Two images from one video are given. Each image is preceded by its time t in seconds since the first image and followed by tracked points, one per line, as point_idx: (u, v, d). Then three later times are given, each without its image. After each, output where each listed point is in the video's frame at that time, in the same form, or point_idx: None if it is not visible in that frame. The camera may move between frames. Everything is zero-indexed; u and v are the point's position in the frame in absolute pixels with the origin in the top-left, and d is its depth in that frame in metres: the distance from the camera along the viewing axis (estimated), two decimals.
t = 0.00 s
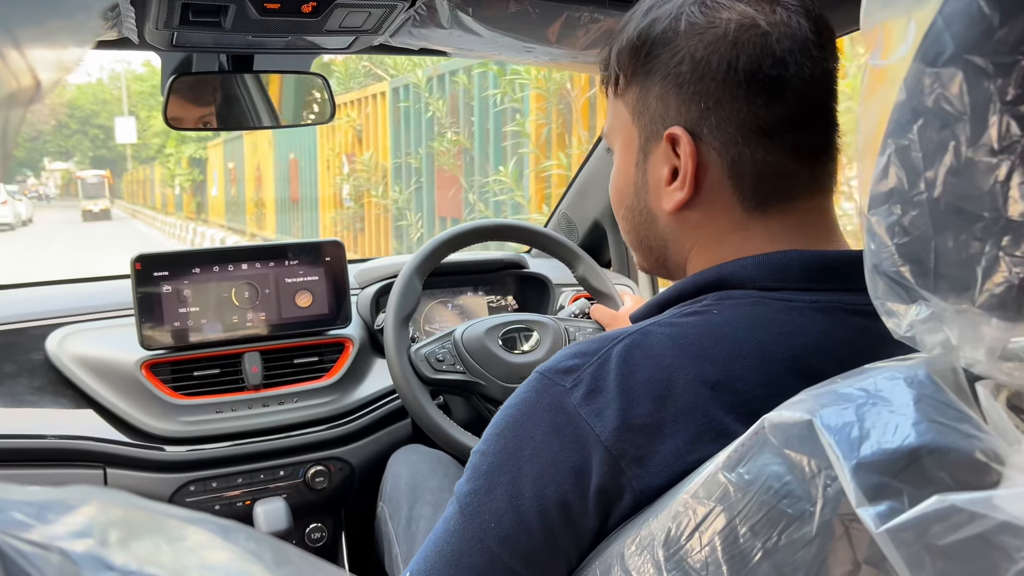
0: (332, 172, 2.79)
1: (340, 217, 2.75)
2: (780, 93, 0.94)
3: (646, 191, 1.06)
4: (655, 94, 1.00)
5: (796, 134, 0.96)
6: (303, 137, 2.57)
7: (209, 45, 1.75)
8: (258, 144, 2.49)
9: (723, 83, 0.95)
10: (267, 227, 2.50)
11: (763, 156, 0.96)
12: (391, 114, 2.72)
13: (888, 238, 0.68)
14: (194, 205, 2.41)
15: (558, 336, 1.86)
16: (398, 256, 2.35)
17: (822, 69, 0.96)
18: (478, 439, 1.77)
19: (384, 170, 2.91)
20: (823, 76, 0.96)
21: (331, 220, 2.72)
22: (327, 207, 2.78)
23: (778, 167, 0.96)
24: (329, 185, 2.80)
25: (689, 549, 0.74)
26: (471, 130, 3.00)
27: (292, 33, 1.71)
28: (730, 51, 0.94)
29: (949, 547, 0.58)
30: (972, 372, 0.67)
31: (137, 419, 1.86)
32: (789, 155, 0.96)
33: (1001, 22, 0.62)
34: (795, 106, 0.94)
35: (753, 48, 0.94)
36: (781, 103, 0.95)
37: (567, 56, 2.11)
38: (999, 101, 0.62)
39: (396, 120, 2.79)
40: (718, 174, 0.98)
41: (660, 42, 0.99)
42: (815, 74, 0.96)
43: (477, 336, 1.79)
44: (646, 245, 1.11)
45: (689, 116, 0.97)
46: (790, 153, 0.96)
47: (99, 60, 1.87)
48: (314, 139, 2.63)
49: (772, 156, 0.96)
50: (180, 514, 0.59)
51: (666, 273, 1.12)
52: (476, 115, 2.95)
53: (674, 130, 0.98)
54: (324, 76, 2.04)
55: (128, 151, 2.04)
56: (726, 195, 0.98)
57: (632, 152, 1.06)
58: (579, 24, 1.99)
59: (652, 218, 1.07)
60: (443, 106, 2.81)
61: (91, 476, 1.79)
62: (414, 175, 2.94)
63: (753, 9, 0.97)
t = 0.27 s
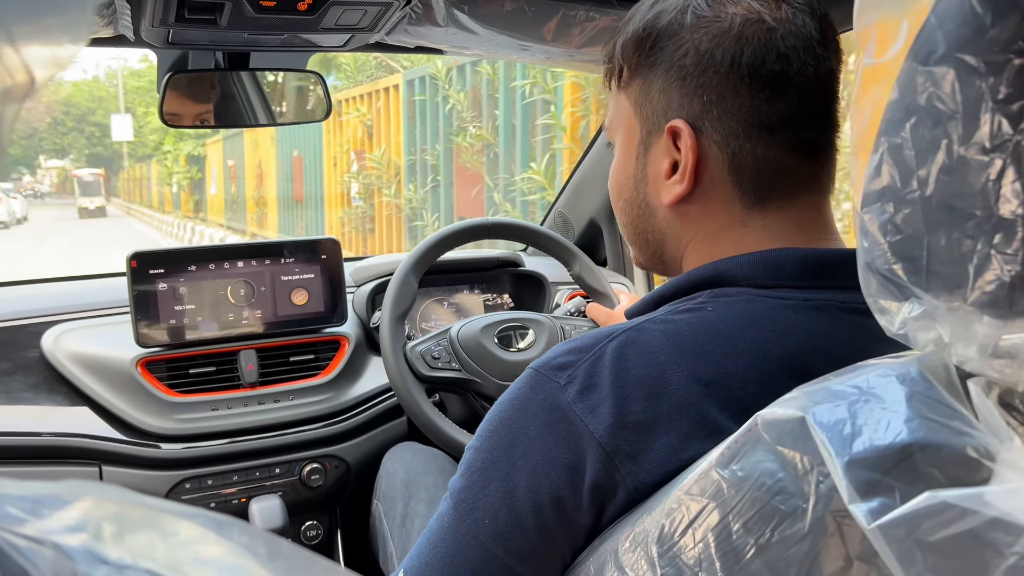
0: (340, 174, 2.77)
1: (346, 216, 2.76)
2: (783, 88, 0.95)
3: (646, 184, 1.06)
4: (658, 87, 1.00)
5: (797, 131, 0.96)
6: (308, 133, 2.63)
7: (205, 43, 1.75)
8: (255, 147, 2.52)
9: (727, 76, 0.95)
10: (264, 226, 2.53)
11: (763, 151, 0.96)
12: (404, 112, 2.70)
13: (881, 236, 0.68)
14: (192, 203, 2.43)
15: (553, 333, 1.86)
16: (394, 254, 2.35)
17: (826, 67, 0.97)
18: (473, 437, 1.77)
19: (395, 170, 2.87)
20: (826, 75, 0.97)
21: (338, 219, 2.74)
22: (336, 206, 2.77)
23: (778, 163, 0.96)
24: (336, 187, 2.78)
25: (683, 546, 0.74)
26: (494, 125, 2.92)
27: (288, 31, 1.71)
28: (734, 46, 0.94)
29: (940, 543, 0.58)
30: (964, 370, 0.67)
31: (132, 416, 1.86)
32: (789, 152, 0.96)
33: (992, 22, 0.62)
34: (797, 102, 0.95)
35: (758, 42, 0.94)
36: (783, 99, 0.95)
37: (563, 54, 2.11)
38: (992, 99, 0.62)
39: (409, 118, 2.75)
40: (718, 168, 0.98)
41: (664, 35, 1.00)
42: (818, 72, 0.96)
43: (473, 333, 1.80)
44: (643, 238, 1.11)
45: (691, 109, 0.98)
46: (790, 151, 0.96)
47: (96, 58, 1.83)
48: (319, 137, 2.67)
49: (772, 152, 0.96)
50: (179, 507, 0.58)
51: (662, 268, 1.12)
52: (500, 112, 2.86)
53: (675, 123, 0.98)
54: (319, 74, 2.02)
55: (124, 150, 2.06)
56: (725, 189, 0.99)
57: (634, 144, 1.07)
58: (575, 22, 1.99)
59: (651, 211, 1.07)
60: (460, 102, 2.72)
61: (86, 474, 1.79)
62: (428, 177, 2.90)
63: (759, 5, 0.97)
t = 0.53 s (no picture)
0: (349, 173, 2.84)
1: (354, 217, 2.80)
2: (762, 90, 0.94)
3: (638, 190, 1.08)
4: (642, 94, 1.01)
5: (779, 133, 0.95)
6: (314, 132, 2.71)
7: (205, 43, 1.74)
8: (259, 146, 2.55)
9: (703, 83, 0.95)
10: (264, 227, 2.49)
11: (745, 155, 0.96)
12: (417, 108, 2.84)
13: (882, 239, 0.69)
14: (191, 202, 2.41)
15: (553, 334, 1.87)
16: (393, 254, 2.35)
17: (808, 66, 0.95)
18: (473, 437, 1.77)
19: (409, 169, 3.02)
20: (809, 73, 0.95)
21: (347, 219, 2.77)
22: (343, 204, 2.84)
23: (761, 166, 0.96)
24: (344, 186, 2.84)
25: (684, 547, 0.74)
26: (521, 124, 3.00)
27: (288, 31, 1.71)
28: (709, 51, 0.95)
29: (941, 545, 0.59)
30: (965, 371, 0.68)
31: (130, 415, 1.86)
32: (772, 155, 0.96)
33: (994, 25, 0.63)
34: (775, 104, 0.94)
35: (732, 47, 0.94)
36: (762, 101, 0.95)
37: (563, 55, 2.11)
38: (993, 102, 0.63)
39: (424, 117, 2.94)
40: (702, 173, 0.99)
41: (644, 42, 1.00)
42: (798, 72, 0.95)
43: (472, 334, 1.80)
44: (640, 243, 1.12)
45: (672, 117, 0.99)
46: (773, 153, 0.96)
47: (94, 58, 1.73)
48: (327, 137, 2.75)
49: (754, 156, 0.96)
50: (184, 508, 0.58)
51: (662, 271, 1.13)
52: (529, 105, 2.90)
53: (658, 130, 1.00)
54: (318, 74, 2.01)
55: (122, 148, 2.06)
56: (711, 193, 0.99)
57: (625, 151, 1.08)
58: (575, 24, 1.98)
59: (644, 217, 1.08)
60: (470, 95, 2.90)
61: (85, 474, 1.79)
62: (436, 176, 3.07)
63: (736, 7, 0.96)
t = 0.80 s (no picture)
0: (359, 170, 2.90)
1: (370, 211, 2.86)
2: (764, 89, 0.94)
3: (637, 185, 1.07)
4: (643, 89, 1.01)
5: (779, 132, 0.95)
6: (323, 129, 2.75)
7: (203, 40, 1.74)
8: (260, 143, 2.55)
9: (705, 80, 0.95)
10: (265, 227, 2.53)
11: (744, 153, 0.96)
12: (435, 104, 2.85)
13: (880, 235, 0.68)
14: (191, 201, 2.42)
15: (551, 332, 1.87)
16: (391, 252, 2.34)
17: (810, 67, 0.95)
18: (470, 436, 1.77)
19: (426, 166, 3.06)
20: (811, 74, 0.95)
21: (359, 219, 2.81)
22: (354, 202, 2.85)
23: (761, 164, 0.96)
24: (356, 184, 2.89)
25: (681, 544, 0.74)
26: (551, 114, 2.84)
27: (285, 28, 1.71)
28: (712, 48, 0.95)
29: (939, 542, 0.58)
30: (963, 369, 0.67)
31: (126, 413, 1.85)
32: (772, 153, 0.96)
33: (993, 21, 0.62)
34: (777, 103, 0.94)
35: (735, 44, 0.94)
36: (763, 100, 0.94)
37: (561, 52, 2.11)
38: (992, 98, 0.62)
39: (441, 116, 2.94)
40: (701, 170, 0.99)
41: (647, 38, 1.00)
42: (800, 72, 0.95)
43: (469, 332, 1.79)
44: (638, 239, 1.12)
45: (672, 113, 0.99)
46: (773, 151, 0.96)
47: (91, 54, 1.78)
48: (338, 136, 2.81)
49: (753, 154, 0.96)
50: (177, 504, 0.58)
51: (659, 267, 1.13)
52: (563, 96, 2.75)
53: (658, 126, 1.00)
54: (316, 71, 2.01)
55: (121, 147, 2.04)
56: (710, 190, 0.99)
57: (625, 146, 1.08)
58: (573, 21, 1.98)
59: (642, 212, 1.08)
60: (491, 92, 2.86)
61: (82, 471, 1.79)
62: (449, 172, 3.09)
63: (740, 6, 0.96)
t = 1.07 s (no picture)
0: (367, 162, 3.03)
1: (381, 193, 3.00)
2: (774, 91, 0.95)
3: (642, 186, 1.08)
4: (651, 90, 1.01)
5: (788, 135, 0.96)
6: (330, 124, 2.90)
7: (206, 40, 1.74)
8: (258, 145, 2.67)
9: (715, 81, 0.96)
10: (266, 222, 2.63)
11: (753, 155, 0.96)
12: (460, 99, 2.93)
13: (886, 238, 0.68)
14: (193, 200, 2.48)
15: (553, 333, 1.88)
16: (393, 252, 2.34)
17: (818, 71, 0.96)
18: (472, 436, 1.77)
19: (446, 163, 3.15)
20: (819, 78, 0.96)
21: (373, 218, 2.93)
22: (367, 199, 2.98)
23: (769, 166, 0.96)
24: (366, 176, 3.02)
25: (686, 546, 0.74)
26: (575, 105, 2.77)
27: (289, 29, 1.71)
28: (723, 50, 0.95)
29: (945, 545, 0.58)
30: (968, 371, 0.68)
31: (128, 413, 1.85)
32: (780, 155, 0.96)
33: (999, 24, 0.62)
34: (788, 106, 0.95)
35: (746, 47, 0.94)
36: (774, 103, 0.95)
37: (564, 53, 2.10)
38: (998, 102, 0.62)
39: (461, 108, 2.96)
40: (709, 171, 0.99)
41: (656, 39, 1.01)
42: (810, 75, 0.95)
43: (472, 332, 1.79)
44: (642, 239, 1.12)
45: (681, 114, 0.99)
46: (782, 153, 0.96)
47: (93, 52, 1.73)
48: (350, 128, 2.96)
49: (762, 156, 0.96)
50: (183, 505, 0.58)
51: (662, 268, 1.13)
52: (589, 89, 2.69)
53: (666, 127, 1.00)
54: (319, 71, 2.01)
55: (120, 144, 2.03)
56: (717, 192, 0.99)
57: (631, 147, 1.08)
58: (576, 21, 1.97)
59: (647, 213, 1.08)
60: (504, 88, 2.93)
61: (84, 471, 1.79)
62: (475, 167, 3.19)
63: (751, 8, 0.97)
